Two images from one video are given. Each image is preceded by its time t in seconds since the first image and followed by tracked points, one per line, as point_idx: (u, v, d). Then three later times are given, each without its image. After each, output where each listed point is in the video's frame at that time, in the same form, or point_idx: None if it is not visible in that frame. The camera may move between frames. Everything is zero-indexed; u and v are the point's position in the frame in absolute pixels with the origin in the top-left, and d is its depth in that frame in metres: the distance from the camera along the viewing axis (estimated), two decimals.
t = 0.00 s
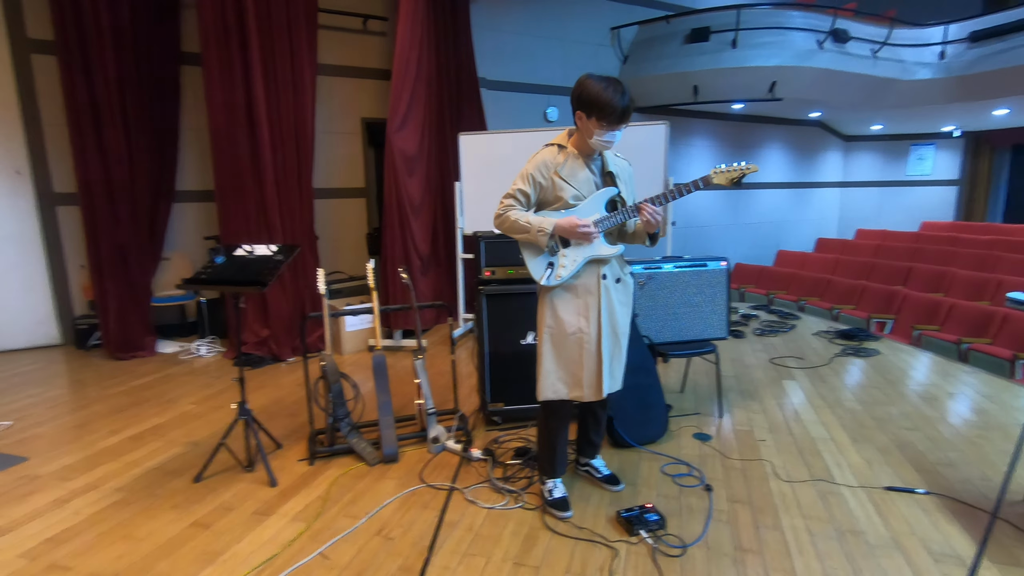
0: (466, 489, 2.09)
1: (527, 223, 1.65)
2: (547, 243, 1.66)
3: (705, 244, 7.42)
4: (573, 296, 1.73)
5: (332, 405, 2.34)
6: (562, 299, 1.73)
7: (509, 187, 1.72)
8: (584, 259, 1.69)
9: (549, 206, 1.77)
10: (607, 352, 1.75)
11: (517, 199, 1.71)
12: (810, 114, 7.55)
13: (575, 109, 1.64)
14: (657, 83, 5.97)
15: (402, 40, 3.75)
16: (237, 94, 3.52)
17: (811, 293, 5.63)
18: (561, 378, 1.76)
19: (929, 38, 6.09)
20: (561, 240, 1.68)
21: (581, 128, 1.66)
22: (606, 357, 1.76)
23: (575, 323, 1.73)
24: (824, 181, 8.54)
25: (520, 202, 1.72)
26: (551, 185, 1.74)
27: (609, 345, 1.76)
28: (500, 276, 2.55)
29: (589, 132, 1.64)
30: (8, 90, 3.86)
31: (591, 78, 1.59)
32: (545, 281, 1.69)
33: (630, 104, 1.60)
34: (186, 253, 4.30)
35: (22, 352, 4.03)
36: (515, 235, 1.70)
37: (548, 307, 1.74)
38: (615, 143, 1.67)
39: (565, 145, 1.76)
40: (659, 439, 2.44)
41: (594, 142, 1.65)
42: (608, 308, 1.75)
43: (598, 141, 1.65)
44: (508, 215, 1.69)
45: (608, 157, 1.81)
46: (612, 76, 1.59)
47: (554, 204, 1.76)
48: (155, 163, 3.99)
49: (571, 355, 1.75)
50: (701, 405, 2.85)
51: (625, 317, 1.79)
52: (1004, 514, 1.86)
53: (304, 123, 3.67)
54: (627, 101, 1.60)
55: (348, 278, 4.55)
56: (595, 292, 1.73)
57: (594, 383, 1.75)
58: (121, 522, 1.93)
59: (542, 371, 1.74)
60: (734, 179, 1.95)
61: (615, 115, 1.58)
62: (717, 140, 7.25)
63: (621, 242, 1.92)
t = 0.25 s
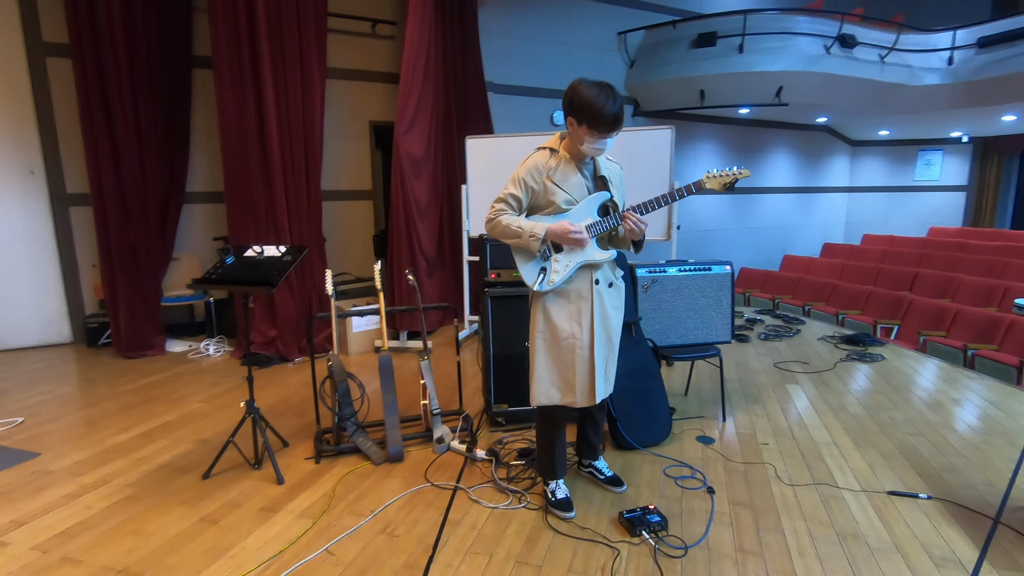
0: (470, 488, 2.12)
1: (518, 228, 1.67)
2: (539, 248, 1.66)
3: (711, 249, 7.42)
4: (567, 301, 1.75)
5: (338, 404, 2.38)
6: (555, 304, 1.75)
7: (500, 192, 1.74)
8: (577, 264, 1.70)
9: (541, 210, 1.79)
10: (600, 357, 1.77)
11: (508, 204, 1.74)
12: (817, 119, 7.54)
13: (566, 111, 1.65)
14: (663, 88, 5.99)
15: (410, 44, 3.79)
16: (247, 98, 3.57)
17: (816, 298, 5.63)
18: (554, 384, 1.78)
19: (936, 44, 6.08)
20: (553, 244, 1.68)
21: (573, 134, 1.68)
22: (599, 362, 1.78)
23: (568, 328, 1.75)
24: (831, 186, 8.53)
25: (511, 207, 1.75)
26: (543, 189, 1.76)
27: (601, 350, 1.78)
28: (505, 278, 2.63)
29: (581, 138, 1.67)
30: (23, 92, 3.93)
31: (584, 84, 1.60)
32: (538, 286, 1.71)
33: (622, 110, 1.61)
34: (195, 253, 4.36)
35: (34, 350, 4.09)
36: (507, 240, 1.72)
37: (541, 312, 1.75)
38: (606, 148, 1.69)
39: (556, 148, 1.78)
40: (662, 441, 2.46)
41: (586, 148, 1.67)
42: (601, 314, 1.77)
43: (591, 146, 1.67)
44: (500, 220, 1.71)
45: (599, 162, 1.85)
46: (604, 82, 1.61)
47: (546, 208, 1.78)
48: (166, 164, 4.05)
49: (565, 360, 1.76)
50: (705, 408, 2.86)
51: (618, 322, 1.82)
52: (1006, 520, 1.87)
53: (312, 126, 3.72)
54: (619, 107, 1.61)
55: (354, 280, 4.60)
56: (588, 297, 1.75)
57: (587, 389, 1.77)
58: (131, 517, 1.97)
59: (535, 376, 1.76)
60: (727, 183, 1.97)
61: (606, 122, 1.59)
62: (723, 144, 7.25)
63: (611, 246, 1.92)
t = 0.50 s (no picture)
0: (463, 486, 2.13)
1: (501, 233, 1.70)
2: (522, 254, 1.69)
3: (707, 251, 7.45)
4: (550, 303, 1.77)
5: (333, 402, 2.39)
6: (538, 306, 1.76)
7: (484, 195, 1.74)
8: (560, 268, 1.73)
9: (525, 213, 1.81)
10: (581, 359, 1.79)
11: (492, 207, 1.74)
12: (814, 123, 7.58)
13: (554, 116, 1.68)
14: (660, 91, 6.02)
15: (409, 45, 3.81)
16: (245, 97, 3.59)
17: (812, 301, 5.65)
18: (536, 386, 1.79)
19: (932, 50, 6.13)
20: (534, 253, 1.70)
21: (559, 138, 1.70)
22: (580, 364, 1.80)
23: (551, 330, 1.76)
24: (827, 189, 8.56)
25: (495, 210, 1.75)
26: (528, 192, 1.77)
27: (583, 351, 1.80)
28: (500, 278, 2.63)
29: (566, 143, 1.69)
30: (21, 90, 3.94)
31: (572, 88, 1.62)
32: (522, 289, 1.73)
33: (609, 117, 1.64)
34: (192, 252, 4.36)
35: (29, 347, 4.09)
36: (491, 244, 1.75)
37: (524, 313, 1.77)
38: (592, 152, 1.72)
39: (541, 150, 1.79)
40: (655, 441, 2.48)
41: (571, 154, 1.70)
42: (584, 316, 1.78)
43: (577, 151, 1.70)
44: (484, 224, 1.72)
45: (584, 164, 1.87)
46: (591, 87, 1.63)
47: (530, 211, 1.80)
48: (164, 163, 4.06)
49: (546, 362, 1.77)
50: (698, 409, 2.88)
51: (602, 324, 1.83)
52: (993, 521, 1.89)
53: (310, 127, 3.74)
54: (606, 113, 1.64)
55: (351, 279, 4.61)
56: (571, 299, 1.77)
57: (567, 391, 1.78)
58: (126, 513, 1.97)
59: (516, 377, 1.79)
60: (711, 189, 1.99)
61: (595, 128, 1.62)
62: (720, 147, 7.28)
63: (595, 249, 1.94)
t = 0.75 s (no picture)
0: (456, 486, 2.14)
1: (488, 234, 1.71)
2: (508, 256, 1.71)
3: (706, 255, 7.47)
4: (544, 305, 1.78)
5: (329, 401, 2.41)
6: (532, 308, 1.78)
7: (473, 196, 1.76)
8: (553, 270, 1.74)
9: (517, 215, 1.83)
10: (575, 359, 1.81)
11: (480, 208, 1.76)
12: (813, 128, 7.60)
13: (545, 117, 1.68)
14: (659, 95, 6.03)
15: (409, 48, 3.83)
16: (246, 98, 3.61)
17: (809, 305, 5.66)
18: (530, 387, 1.81)
19: (931, 56, 6.15)
20: (522, 255, 1.72)
21: (549, 142, 1.71)
22: (573, 364, 1.82)
23: (545, 331, 1.78)
24: (826, 194, 8.58)
25: (482, 211, 1.77)
26: (518, 195, 1.79)
27: (575, 352, 1.83)
28: (495, 280, 2.68)
29: (557, 146, 1.70)
30: (23, 89, 3.97)
31: (564, 92, 1.64)
32: (516, 291, 1.75)
33: (599, 121, 1.65)
34: (192, 251, 4.38)
35: (28, 345, 4.11)
36: (478, 244, 1.77)
37: (519, 316, 1.79)
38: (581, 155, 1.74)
39: (533, 153, 1.79)
40: (648, 443, 2.49)
41: (561, 157, 1.72)
42: (577, 317, 1.81)
43: (567, 155, 1.71)
44: (470, 223, 1.73)
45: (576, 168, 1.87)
46: (582, 91, 1.64)
47: (522, 213, 1.82)
48: (164, 162, 4.08)
49: (540, 363, 1.79)
50: (693, 412, 2.89)
51: (594, 324, 1.86)
52: (983, 525, 1.90)
53: (310, 128, 3.77)
54: (596, 117, 1.65)
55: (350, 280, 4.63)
56: (565, 301, 1.79)
57: (562, 392, 1.80)
58: (121, 510, 1.99)
59: (511, 378, 1.80)
60: (701, 194, 2.00)
61: (585, 132, 1.64)
62: (719, 151, 7.31)
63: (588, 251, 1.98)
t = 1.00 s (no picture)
0: (451, 490, 2.15)
1: (488, 238, 1.74)
2: (508, 259, 1.74)
3: (706, 259, 7.47)
4: (540, 308, 1.80)
5: (326, 406, 2.42)
6: (529, 311, 1.80)
7: (471, 200, 1.80)
8: (549, 273, 1.76)
9: (514, 219, 1.85)
10: (571, 361, 1.82)
11: (478, 212, 1.80)
12: (812, 131, 7.61)
13: (540, 123, 1.71)
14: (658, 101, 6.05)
15: (407, 56, 3.87)
16: (246, 107, 3.66)
17: (810, 308, 5.66)
18: (527, 389, 1.82)
19: (929, 58, 6.15)
20: (521, 257, 1.75)
21: (545, 146, 1.74)
22: (570, 366, 1.83)
23: (541, 334, 1.79)
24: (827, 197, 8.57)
25: (481, 215, 1.81)
26: (515, 200, 1.82)
27: (572, 354, 1.84)
28: (491, 285, 2.72)
29: (552, 150, 1.73)
30: (27, 100, 4.03)
31: (557, 97, 1.66)
32: (513, 295, 1.76)
33: (593, 126, 1.67)
34: (193, 258, 4.42)
35: (32, 352, 4.15)
36: (477, 248, 1.79)
37: (516, 320, 1.80)
38: (577, 160, 1.76)
39: (529, 158, 1.82)
40: (644, 446, 2.50)
41: (556, 161, 1.74)
42: (573, 319, 1.82)
43: (561, 159, 1.74)
44: (469, 228, 1.77)
45: (571, 172, 1.91)
46: (576, 97, 1.67)
47: (519, 217, 1.84)
48: (166, 171, 4.14)
49: (537, 366, 1.81)
50: (690, 414, 2.90)
51: (590, 327, 1.87)
52: (977, 526, 1.90)
53: (310, 135, 3.81)
54: (590, 121, 1.67)
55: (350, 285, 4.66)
56: (560, 303, 1.80)
57: (558, 393, 1.81)
58: (120, 514, 2.01)
59: (508, 381, 1.81)
60: (693, 197, 2.02)
61: (580, 137, 1.66)
62: (719, 155, 7.32)
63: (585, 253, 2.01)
